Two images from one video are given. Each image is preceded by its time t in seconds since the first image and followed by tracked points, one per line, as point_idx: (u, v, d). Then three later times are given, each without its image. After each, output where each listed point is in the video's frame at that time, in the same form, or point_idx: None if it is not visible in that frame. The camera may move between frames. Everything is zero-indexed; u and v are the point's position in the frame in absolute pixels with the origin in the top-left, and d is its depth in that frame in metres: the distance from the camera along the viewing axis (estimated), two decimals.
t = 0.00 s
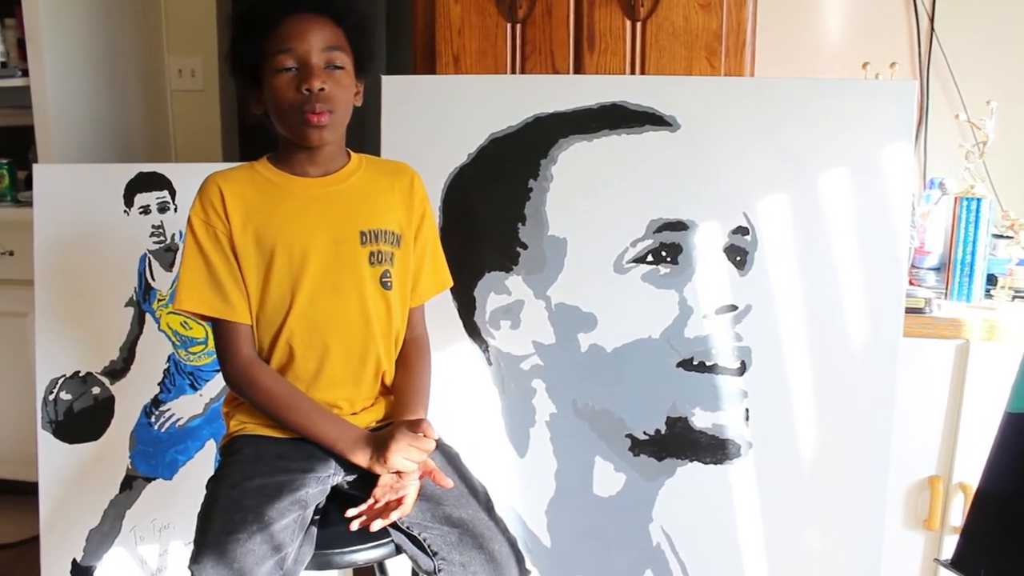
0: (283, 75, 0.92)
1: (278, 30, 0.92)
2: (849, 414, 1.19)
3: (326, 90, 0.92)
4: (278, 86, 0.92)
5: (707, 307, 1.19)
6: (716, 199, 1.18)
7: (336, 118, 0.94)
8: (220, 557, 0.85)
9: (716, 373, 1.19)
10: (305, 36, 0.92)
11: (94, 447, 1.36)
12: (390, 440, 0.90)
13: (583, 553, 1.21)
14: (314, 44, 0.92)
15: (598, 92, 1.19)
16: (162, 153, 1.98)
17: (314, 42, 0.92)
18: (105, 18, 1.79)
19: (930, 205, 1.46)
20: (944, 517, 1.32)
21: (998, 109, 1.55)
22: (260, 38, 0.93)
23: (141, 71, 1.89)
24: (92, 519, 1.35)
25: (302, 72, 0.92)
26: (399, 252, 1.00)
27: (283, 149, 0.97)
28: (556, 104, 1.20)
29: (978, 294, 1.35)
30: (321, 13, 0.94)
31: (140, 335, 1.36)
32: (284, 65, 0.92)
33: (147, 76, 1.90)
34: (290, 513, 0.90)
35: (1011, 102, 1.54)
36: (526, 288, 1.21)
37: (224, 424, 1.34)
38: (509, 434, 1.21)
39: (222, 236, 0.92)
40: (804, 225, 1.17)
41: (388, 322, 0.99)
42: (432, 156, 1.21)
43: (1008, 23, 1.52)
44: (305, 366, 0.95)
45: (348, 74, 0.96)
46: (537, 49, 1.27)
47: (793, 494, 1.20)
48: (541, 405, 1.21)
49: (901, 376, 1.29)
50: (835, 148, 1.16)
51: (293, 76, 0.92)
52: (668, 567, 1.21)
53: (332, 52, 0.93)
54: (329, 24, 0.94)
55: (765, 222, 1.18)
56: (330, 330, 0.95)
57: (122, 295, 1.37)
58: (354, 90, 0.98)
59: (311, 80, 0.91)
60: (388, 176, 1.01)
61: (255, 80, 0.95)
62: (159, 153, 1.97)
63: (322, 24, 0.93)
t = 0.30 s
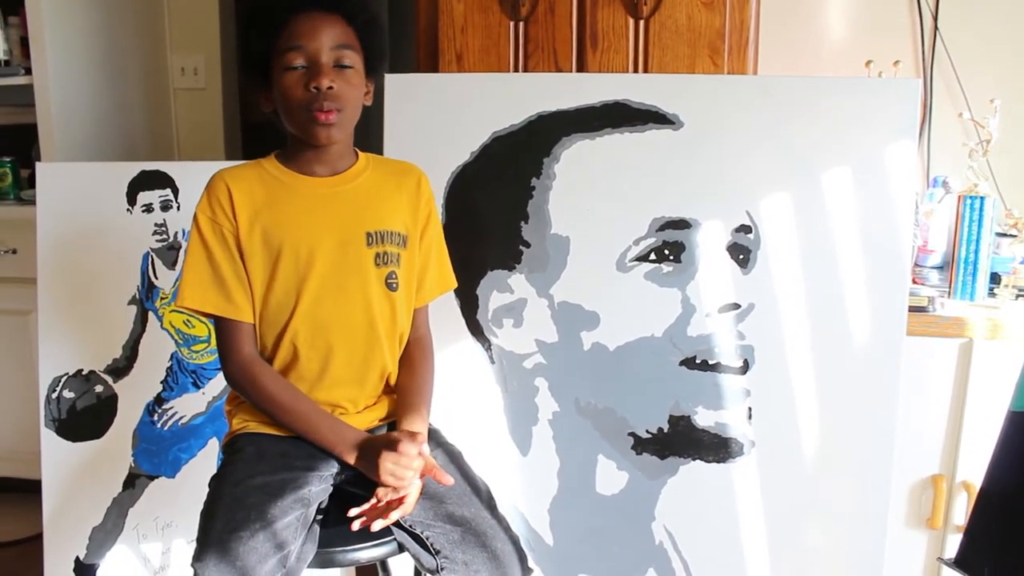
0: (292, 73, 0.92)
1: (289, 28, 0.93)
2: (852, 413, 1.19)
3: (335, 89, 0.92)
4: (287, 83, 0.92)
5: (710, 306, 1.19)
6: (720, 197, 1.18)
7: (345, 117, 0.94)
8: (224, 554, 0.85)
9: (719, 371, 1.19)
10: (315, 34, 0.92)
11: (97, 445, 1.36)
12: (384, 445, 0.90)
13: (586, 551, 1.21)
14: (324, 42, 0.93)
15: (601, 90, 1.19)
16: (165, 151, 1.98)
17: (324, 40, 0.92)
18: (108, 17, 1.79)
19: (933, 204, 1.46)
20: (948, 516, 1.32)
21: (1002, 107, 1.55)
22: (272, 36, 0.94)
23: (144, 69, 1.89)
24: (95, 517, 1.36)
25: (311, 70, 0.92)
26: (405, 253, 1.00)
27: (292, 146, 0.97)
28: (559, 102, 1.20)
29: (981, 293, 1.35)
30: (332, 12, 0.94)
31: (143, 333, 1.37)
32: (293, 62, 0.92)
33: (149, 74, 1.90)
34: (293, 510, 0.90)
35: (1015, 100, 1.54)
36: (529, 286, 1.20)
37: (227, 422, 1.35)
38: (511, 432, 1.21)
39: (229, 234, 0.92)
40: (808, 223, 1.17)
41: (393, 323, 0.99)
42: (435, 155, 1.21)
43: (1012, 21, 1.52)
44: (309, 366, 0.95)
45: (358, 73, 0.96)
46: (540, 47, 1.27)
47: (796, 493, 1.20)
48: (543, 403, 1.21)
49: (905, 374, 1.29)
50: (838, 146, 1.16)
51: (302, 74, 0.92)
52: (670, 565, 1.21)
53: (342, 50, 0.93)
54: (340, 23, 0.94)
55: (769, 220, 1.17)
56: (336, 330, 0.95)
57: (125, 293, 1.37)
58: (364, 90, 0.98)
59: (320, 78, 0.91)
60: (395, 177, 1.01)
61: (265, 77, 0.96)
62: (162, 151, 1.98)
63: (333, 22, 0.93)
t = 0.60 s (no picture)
0: (311, 70, 0.91)
1: (310, 24, 0.92)
2: (856, 410, 1.19)
3: (354, 88, 0.91)
4: (305, 80, 0.91)
5: (713, 304, 1.18)
6: (723, 195, 1.18)
7: (362, 118, 0.93)
8: (227, 553, 0.85)
9: (722, 369, 1.19)
10: (336, 32, 0.91)
11: (101, 443, 1.37)
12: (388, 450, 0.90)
13: (588, 549, 1.21)
14: (345, 40, 0.92)
15: (604, 88, 1.19)
16: (168, 150, 1.98)
17: (345, 38, 0.92)
18: (112, 15, 1.79)
19: (937, 201, 1.45)
20: (951, 514, 1.31)
21: (1006, 105, 1.54)
22: (291, 31, 0.93)
23: (147, 67, 1.89)
24: (98, 515, 1.36)
25: (330, 68, 0.91)
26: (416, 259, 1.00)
27: (307, 144, 0.97)
28: (562, 100, 1.20)
29: (985, 291, 1.35)
30: (352, 10, 0.93)
31: (146, 331, 1.37)
32: (313, 59, 0.91)
33: (152, 73, 1.90)
34: (296, 509, 0.90)
35: (1019, 97, 1.54)
36: (532, 284, 1.20)
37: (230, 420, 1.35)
38: (514, 431, 1.21)
39: (239, 234, 0.92)
40: (812, 221, 1.17)
41: (403, 328, 1.00)
42: (438, 153, 1.21)
43: (1016, 18, 1.51)
44: (317, 367, 0.95)
45: (377, 73, 0.95)
46: (544, 45, 1.27)
47: (799, 491, 1.20)
48: (546, 401, 1.21)
49: (909, 372, 1.29)
50: (842, 144, 1.16)
51: (321, 72, 0.91)
52: (673, 563, 1.21)
53: (363, 50, 0.93)
54: (361, 21, 0.94)
55: (772, 218, 1.17)
56: (346, 333, 0.95)
57: (128, 291, 1.37)
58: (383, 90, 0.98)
59: (339, 77, 0.90)
60: (407, 182, 1.01)
61: (283, 73, 0.95)
62: (165, 149, 1.98)
63: (355, 21, 0.93)
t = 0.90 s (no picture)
0: (328, 72, 0.90)
1: (330, 26, 0.91)
2: (853, 410, 1.19)
3: (370, 94, 0.90)
4: (321, 82, 0.90)
5: (711, 304, 1.19)
6: (721, 195, 1.18)
7: (376, 124, 0.93)
8: (226, 553, 0.85)
9: (720, 369, 1.19)
10: (356, 35, 0.91)
11: (99, 443, 1.37)
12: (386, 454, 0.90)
13: (587, 548, 1.21)
14: (364, 44, 0.91)
15: (603, 88, 1.19)
16: (166, 150, 1.98)
17: (365, 43, 0.91)
18: (112, 14, 1.79)
19: (935, 201, 1.45)
20: (949, 513, 1.32)
21: (1003, 105, 1.55)
22: (310, 31, 0.92)
23: (146, 67, 1.89)
24: (96, 515, 1.36)
25: (347, 72, 0.91)
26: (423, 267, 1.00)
27: (319, 145, 0.96)
28: (561, 100, 1.20)
29: (982, 290, 1.35)
30: (374, 13, 0.93)
31: (144, 331, 1.37)
32: (330, 62, 0.91)
33: (152, 72, 1.90)
34: (295, 510, 0.90)
35: (1017, 97, 1.54)
36: (530, 284, 1.20)
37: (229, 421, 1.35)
38: (513, 430, 1.22)
39: (245, 236, 0.92)
40: (809, 221, 1.17)
41: (407, 334, 1.00)
42: (437, 153, 1.21)
43: (1014, 18, 1.52)
44: (319, 371, 0.95)
45: (394, 79, 0.94)
46: (542, 45, 1.27)
47: (797, 490, 1.20)
48: (545, 401, 1.21)
49: (906, 372, 1.29)
50: (840, 143, 1.16)
51: (338, 75, 0.90)
52: (671, 562, 1.21)
53: (382, 55, 0.92)
54: (382, 26, 0.93)
55: (770, 218, 1.17)
56: (350, 339, 0.95)
57: (127, 291, 1.37)
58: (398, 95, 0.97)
59: (356, 82, 0.90)
60: (415, 188, 1.01)
61: (299, 72, 0.94)
62: (164, 149, 1.98)
63: (376, 25, 0.92)
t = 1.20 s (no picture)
0: (315, 80, 0.91)
1: (317, 34, 0.92)
2: (843, 414, 1.19)
3: (358, 101, 0.91)
4: (309, 90, 0.91)
5: (701, 310, 1.19)
6: (710, 201, 1.18)
7: (364, 131, 0.93)
8: (218, 562, 0.85)
9: (711, 375, 1.20)
10: (343, 43, 0.91)
11: (90, 452, 1.36)
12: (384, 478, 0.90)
13: (579, 555, 1.21)
14: (351, 52, 0.91)
15: (592, 95, 1.20)
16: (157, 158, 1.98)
17: (352, 50, 0.92)
18: (101, 22, 1.79)
19: (923, 207, 1.46)
20: (939, 517, 1.32)
21: (990, 111, 1.56)
22: (297, 40, 0.93)
23: (137, 75, 1.89)
24: (87, 524, 1.35)
25: (335, 80, 0.91)
26: (415, 275, 1.00)
27: (309, 155, 0.96)
28: (550, 107, 1.20)
29: (971, 295, 1.35)
30: (359, 21, 0.93)
31: (135, 339, 1.36)
32: (317, 69, 0.91)
33: (141, 81, 1.90)
34: (287, 517, 0.90)
35: (1003, 103, 1.55)
36: (521, 290, 1.21)
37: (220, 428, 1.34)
38: (504, 437, 1.22)
39: (236, 246, 0.92)
40: (798, 227, 1.18)
41: (399, 342, 1.00)
42: (427, 160, 1.21)
43: (999, 25, 1.53)
44: (311, 380, 0.95)
45: (382, 86, 0.95)
46: (531, 52, 1.27)
47: (788, 495, 1.20)
48: (536, 407, 1.21)
49: (895, 377, 1.30)
50: (828, 149, 1.17)
51: (326, 83, 0.91)
52: (663, 568, 1.21)
53: (369, 62, 0.93)
54: (369, 33, 0.93)
55: (759, 224, 1.18)
56: (342, 348, 0.95)
57: (117, 299, 1.37)
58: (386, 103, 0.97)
59: (343, 89, 0.90)
60: (406, 197, 1.01)
61: (287, 81, 0.94)
62: (155, 156, 1.98)
63: (363, 32, 0.93)
